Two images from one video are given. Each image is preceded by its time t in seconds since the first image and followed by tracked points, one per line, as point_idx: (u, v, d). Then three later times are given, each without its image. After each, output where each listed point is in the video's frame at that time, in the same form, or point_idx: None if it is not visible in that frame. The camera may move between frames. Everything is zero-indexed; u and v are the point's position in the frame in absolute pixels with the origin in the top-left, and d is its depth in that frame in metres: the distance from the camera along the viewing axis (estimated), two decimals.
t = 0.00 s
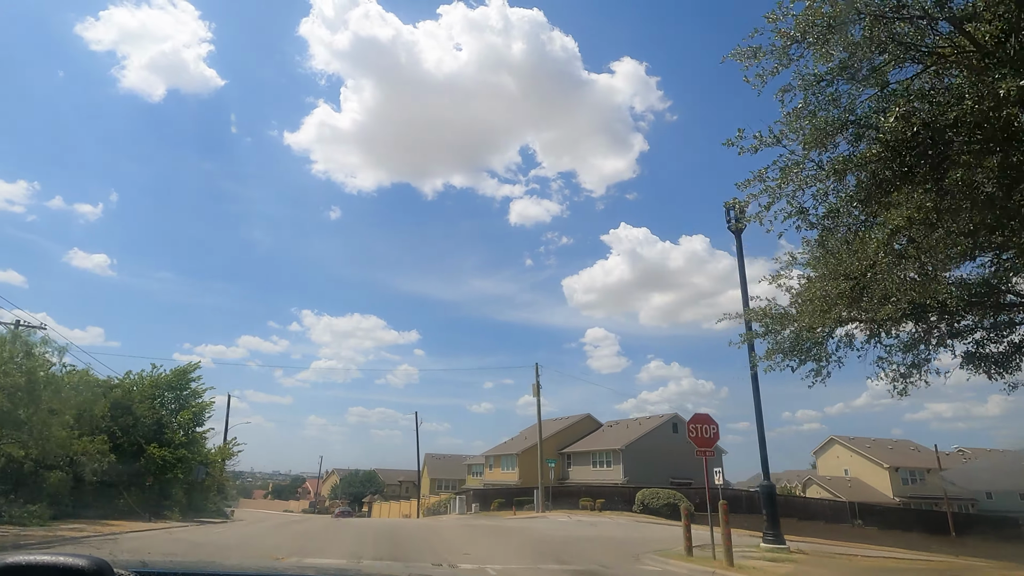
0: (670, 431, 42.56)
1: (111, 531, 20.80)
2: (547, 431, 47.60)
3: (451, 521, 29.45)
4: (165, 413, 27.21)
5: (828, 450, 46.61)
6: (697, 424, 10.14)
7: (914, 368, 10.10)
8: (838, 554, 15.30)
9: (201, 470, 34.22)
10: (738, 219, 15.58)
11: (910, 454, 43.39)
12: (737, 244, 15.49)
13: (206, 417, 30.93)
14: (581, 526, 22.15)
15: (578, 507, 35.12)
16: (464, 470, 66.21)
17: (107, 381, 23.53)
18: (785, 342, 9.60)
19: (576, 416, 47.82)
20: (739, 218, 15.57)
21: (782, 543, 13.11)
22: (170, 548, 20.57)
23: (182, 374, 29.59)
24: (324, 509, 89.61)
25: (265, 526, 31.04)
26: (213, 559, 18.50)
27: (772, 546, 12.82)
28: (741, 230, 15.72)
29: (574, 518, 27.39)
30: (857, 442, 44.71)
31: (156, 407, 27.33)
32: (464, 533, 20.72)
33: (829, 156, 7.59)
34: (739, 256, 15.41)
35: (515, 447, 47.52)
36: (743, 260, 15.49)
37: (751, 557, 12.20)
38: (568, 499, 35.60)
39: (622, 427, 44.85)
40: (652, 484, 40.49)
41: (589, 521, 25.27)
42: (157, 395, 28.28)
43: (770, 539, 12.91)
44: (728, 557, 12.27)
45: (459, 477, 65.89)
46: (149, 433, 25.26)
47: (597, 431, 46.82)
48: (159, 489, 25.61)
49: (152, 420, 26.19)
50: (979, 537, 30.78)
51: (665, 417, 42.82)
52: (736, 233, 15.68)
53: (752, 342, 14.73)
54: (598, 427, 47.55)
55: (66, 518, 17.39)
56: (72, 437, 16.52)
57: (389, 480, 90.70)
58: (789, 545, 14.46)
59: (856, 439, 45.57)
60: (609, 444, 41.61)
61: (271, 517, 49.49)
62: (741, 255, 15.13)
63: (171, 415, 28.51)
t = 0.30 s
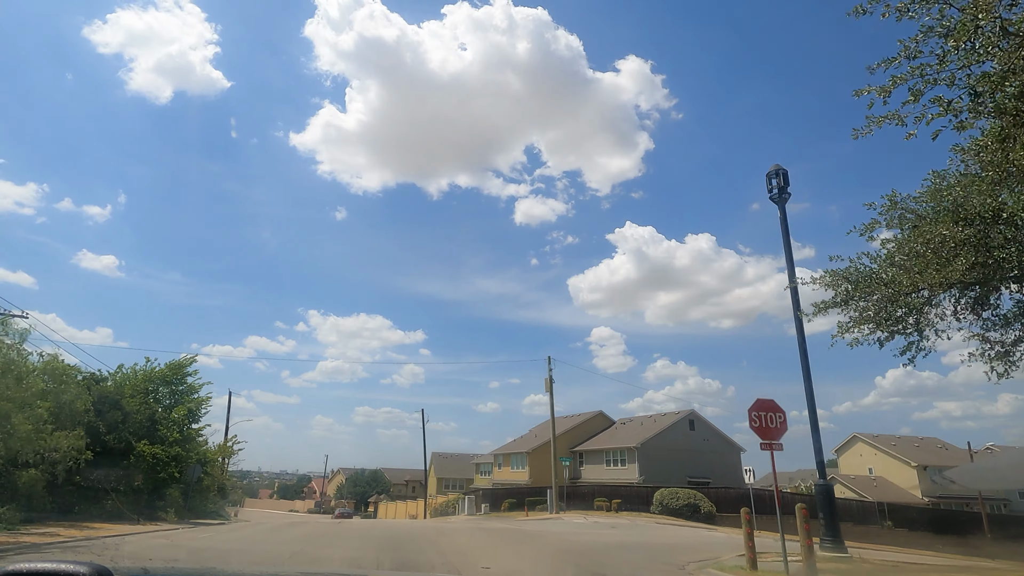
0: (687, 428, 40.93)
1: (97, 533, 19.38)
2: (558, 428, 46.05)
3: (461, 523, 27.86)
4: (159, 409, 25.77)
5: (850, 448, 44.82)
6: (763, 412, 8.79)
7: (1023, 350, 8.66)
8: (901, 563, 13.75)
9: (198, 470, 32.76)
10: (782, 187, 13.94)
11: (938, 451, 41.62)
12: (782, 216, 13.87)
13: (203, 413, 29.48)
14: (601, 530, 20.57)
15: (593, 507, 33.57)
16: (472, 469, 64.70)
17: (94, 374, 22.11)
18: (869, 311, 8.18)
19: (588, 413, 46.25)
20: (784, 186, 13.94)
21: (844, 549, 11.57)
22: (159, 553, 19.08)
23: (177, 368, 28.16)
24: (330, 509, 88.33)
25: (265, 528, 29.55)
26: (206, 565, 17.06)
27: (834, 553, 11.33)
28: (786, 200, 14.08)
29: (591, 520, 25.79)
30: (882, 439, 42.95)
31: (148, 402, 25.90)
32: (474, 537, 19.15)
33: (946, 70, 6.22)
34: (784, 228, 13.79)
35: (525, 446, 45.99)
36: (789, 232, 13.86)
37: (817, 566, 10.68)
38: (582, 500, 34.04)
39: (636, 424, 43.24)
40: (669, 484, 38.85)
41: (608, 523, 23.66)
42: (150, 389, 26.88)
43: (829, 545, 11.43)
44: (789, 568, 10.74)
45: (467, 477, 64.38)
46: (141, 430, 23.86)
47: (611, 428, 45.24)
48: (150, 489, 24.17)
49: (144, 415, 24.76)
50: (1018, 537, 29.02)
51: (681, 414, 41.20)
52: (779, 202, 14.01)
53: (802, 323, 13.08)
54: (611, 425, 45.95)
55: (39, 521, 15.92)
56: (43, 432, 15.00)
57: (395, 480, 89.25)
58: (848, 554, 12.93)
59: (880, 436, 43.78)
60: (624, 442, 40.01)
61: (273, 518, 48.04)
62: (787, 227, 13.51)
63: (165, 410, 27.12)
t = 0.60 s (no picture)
0: (703, 425, 39.45)
1: (85, 537, 18.09)
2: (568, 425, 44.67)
3: (471, 525, 26.48)
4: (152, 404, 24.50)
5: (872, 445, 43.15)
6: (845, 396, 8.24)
7: None
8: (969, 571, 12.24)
9: (196, 469, 31.45)
10: (831, 150, 12.48)
11: (966, 449, 39.93)
12: (831, 182, 12.41)
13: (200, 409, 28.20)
14: (622, 532, 19.14)
15: (608, 507, 32.15)
16: (480, 468, 63.33)
17: (81, 366, 20.85)
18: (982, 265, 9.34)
19: (600, 410, 44.82)
20: (832, 149, 12.48)
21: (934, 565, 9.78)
22: (152, 559, 17.80)
23: (172, 361, 26.89)
24: (335, 509, 87.17)
25: (265, 530, 28.24)
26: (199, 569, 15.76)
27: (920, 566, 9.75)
28: (834, 165, 12.61)
29: (609, 522, 24.36)
30: (906, 436, 41.29)
31: (140, 396, 24.64)
32: (487, 540, 17.79)
33: None
34: (834, 196, 12.32)
35: (535, 444, 44.64)
36: (838, 199, 12.42)
37: None
38: (596, 500, 32.63)
39: (650, 421, 41.77)
40: (685, 483, 37.36)
41: (628, 525, 22.22)
42: (144, 383, 25.63)
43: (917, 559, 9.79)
44: None
45: (474, 476, 63.02)
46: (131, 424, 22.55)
47: (623, 425, 43.79)
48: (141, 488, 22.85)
49: (137, 410, 23.50)
50: None
51: (697, 410, 39.72)
52: (826, 167, 12.58)
53: (859, 301, 11.60)
54: (623, 422, 44.50)
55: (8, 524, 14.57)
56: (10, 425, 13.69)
57: (402, 479, 87.94)
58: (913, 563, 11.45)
59: (903, 433, 42.11)
60: (637, 439, 38.57)
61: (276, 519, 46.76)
62: (839, 194, 12.05)
63: (159, 406, 25.91)
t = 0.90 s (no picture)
0: (719, 422, 38.14)
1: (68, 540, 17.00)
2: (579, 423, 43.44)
3: (480, 526, 25.34)
4: (146, 399, 23.50)
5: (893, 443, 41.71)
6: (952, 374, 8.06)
7: None
8: None
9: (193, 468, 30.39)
10: (882, 109, 11.21)
11: (993, 446, 38.42)
12: (883, 144, 11.12)
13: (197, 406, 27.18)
14: (643, 536, 17.86)
15: (621, 507, 30.93)
16: (487, 467, 62.22)
17: (67, 358, 19.73)
18: None
19: (611, 407, 43.58)
20: (884, 108, 11.20)
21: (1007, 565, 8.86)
22: (156, 566, 16.84)
23: (168, 355, 25.88)
24: (341, 508, 86.41)
25: (266, 532, 27.18)
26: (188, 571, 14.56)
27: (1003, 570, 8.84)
28: (887, 127, 11.32)
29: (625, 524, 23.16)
30: (929, 433, 39.81)
31: (135, 391, 23.64)
32: (500, 543, 16.63)
33: None
34: (888, 160, 11.03)
35: (544, 441, 43.44)
36: (893, 164, 11.15)
37: None
38: (610, 499, 31.41)
39: (662, 419, 40.49)
40: (701, 482, 36.07)
41: (647, 527, 20.98)
42: (138, 377, 24.62)
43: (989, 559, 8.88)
44: None
45: (482, 475, 61.94)
46: (122, 419, 21.49)
47: (634, 422, 42.51)
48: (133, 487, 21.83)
49: (129, 405, 22.41)
50: None
51: (712, 406, 38.42)
52: (877, 129, 11.32)
53: (919, 274, 10.31)
54: (635, 419, 43.24)
55: None
56: None
57: (408, 478, 86.92)
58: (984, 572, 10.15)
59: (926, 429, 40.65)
60: (651, 437, 37.29)
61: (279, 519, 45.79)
62: (894, 157, 10.77)
63: (154, 401, 24.84)
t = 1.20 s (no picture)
0: (733, 419, 37.04)
1: (56, 542, 16.11)
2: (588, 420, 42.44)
3: (488, 527, 24.35)
4: (141, 394, 22.63)
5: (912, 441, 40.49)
6: None
7: None
8: None
9: (191, 467, 29.48)
10: (935, 69, 10.15)
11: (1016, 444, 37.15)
12: (937, 107, 10.08)
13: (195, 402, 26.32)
14: (663, 539, 16.80)
15: (635, 507, 29.88)
16: (494, 466, 61.31)
17: (56, 351, 18.83)
18: None
19: (621, 404, 42.53)
20: (937, 67, 10.13)
21: None
22: (154, 567, 15.92)
23: (165, 349, 25.00)
24: (346, 508, 85.69)
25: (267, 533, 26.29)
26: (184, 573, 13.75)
27: None
28: (940, 88, 10.27)
29: (640, 525, 22.12)
30: (949, 431, 38.59)
31: (129, 386, 22.77)
32: (513, 544, 15.63)
33: None
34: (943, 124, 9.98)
35: (552, 439, 42.46)
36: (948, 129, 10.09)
37: None
38: (623, 499, 30.37)
39: (674, 416, 39.41)
40: (715, 480, 35.00)
41: (665, 529, 19.95)
42: (135, 372, 23.76)
43: None
44: None
45: (488, 474, 61.06)
46: (114, 416, 20.61)
47: (645, 420, 41.46)
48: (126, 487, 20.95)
49: (122, 402, 21.50)
50: None
51: (726, 403, 37.33)
52: (929, 91, 10.27)
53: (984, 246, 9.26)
54: (645, 417, 42.18)
55: None
56: None
57: (414, 478, 86.09)
58: None
59: (946, 427, 39.42)
60: (663, 434, 36.25)
61: (282, 519, 44.91)
62: (951, 120, 9.73)
63: (150, 396, 23.95)
